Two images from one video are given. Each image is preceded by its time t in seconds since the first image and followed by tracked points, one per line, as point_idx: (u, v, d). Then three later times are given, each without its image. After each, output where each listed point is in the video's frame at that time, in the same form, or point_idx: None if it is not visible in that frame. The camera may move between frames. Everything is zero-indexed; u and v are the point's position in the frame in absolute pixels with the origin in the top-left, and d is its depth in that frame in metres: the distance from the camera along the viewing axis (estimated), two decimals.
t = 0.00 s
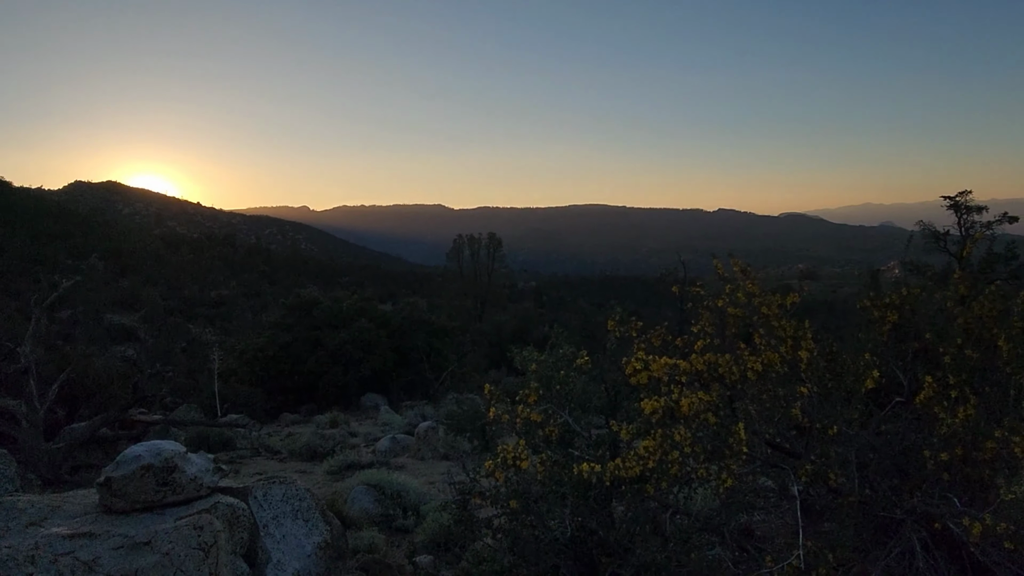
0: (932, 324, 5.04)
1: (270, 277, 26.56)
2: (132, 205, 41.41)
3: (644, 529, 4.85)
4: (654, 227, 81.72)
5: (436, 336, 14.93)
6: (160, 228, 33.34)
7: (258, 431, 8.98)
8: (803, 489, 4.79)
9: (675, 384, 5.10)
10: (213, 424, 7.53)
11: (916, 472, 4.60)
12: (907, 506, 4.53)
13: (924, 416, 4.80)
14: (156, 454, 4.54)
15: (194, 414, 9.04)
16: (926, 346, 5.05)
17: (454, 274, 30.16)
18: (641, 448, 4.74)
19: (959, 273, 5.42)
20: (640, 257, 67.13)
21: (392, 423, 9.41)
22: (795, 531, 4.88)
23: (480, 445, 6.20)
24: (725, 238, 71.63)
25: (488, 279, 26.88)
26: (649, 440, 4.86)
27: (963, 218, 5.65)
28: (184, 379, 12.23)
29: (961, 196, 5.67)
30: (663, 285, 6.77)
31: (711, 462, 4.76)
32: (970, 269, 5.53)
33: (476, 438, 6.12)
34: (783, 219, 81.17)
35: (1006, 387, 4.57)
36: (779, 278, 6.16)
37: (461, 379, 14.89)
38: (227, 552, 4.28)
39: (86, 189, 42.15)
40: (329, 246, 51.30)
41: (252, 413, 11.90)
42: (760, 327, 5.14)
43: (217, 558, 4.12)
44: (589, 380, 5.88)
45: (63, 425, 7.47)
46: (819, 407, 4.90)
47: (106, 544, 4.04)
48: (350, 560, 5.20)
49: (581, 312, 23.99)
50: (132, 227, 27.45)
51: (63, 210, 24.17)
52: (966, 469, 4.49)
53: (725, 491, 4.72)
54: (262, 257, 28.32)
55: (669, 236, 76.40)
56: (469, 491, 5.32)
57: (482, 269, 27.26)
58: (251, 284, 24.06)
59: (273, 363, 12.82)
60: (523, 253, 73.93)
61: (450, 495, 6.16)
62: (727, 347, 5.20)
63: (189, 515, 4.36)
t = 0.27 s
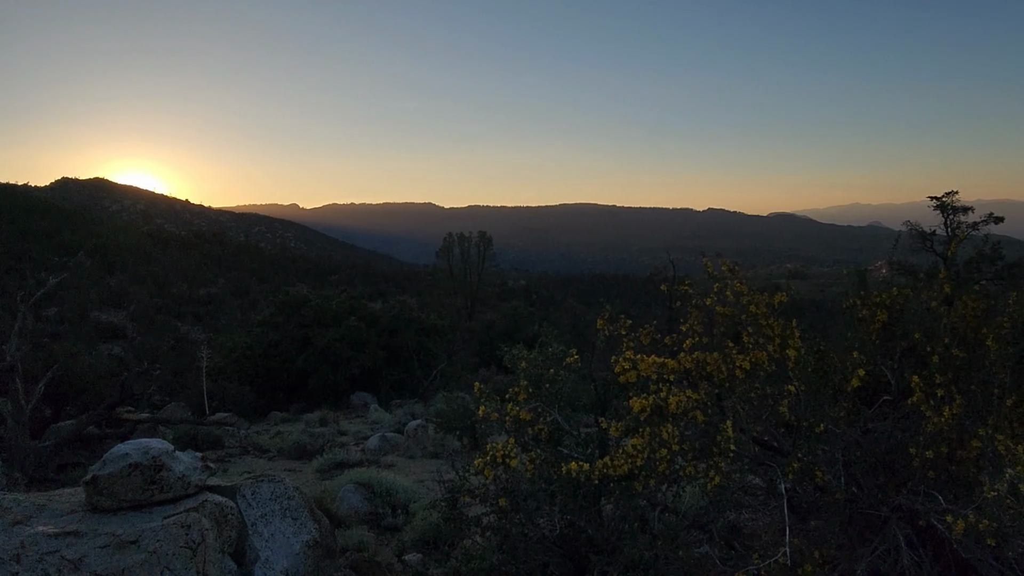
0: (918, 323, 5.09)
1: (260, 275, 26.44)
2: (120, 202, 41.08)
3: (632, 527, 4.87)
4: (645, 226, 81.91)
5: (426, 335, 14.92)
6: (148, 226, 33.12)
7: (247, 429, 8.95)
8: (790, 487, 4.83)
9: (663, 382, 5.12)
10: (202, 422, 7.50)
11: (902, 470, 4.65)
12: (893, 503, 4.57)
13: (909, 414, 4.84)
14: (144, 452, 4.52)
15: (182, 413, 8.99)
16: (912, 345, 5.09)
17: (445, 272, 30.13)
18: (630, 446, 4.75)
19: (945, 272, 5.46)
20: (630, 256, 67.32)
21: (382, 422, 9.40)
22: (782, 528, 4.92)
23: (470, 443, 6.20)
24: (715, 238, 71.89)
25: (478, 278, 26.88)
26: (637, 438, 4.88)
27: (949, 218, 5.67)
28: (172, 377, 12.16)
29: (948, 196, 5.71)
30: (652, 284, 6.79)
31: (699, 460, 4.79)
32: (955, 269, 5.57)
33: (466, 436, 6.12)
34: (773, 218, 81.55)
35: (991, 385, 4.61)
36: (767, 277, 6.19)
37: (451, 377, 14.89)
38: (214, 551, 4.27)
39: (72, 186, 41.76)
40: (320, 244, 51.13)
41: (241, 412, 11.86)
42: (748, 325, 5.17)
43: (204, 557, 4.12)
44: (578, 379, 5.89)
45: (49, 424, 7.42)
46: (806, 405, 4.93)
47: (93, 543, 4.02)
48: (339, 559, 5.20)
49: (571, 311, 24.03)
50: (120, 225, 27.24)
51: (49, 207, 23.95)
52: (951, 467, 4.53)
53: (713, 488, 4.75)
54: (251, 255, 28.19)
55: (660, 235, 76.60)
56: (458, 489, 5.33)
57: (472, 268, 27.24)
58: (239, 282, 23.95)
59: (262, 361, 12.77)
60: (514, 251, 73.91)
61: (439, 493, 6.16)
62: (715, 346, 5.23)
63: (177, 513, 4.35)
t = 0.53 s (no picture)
0: (900, 322, 5.14)
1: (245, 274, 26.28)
2: (103, 200, 40.67)
3: (618, 525, 4.89)
4: (633, 225, 82.21)
5: (412, 333, 14.91)
6: (133, 224, 32.84)
7: (232, 429, 8.91)
8: (774, 485, 4.86)
9: (649, 381, 5.14)
10: (186, 422, 7.44)
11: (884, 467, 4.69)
12: (875, 500, 4.62)
13: (891, 412, 4.89)
14: (127, 452, 4.49)
15: (166, 412, 8.93)
16: (894, 344, 5.14)
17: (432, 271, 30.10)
18: (616, 444, 4.77)
19: (927, 272, 5.51)
20: (618, 255, 67.55)
21: (368, 421, 9.38)
22: (766, 525, 4.96)
23: (456, 442, 6.20)
24: (703, 237, 72.25)
25: (465, 277, 26.90)
26: (623, 437, 4.89)
27: (932, 218, 5.71)
28: (156, 376, 12.07)
29: (930, 196, 5.74)
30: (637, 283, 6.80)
31: (684, 459, 4.81)
32: (937, 269, 5.63)
33: (452, 435, 6.11)
34: (760, 218, 82.08)
35: (971, 384, 4.65)
36: (752, 275, 6.23)
37: (438, 376, 14.90)
38: (198, 551, 4.26)
39: (54, 183, 41.28)
40: (306, 243, 50.93)
41: (226, 411, 11.80)
42: (733, 324, 5.19)
43: (188, 558, 4.11)
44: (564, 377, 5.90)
45: (31, 423, 7.34)
46: (790, 403, 4.96)
47: (74, 543, 3.98)
48: (324, 558, 5.19)
49: (557, 310, 24.10)
50: (103, 223, 26.97)
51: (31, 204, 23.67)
52: (932, 464, 4.57)
53: (698, 487, 4.76)
54: (237, 253, 28.02)
55: (647, 235, 76.90)
56: (444, 488, 5.32)
57: (459, 266, 27.25)
58: (225, 281, 23.81)
59: (247, 360, 12.70)
60: (502, 251, 73.90)
61: (425, 492, 6.16)
62: (700, 344, 5.25)
63: (160, 513, 4.33)
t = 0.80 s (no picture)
0: (879, 320, 5.19)
1: (228, 273, 26.09)
2: (83, 198, 40.16)
3: (601, 523, 4.91)
4: (618, 224, 82.54)
5: (396, 333, 14.89)
6: (113, 222, 32.47)
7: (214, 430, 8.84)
8: (756, 482, 4.89)
9: (632, 379, 5.15)
10: (167, 423, 7.37)
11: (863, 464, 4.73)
12: (855, 497, 4.66)
13: (871, 409, 4.93)
14: (105, 453, 4.44)
15: (147, 412, 8.85)
16: (874, 342, 5.19)
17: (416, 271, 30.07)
18: (599, 443, 4.77)
19: (905, 271, 5.58)
20: (603, 254, 67.76)
21: (351, 421, 9.35)
22: (747, 523, 4.99)
23: (439, 441, 6.19)
24: (688, 237, 72.68)
25: (449, 276, 26.89)
26: (606, 436, 4.90)
27: (910, 218, 5.82)
28: (137, 377, 11.95)
29: (909, 196, 5.85)
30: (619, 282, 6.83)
31: (666, 457, 4.82)
32: (915, 268, 5.70)
33: (435, 435, 6.10)
34: (744, 218, 82.74)
35: (949, 381, 4.71)
36: (733, 275, 6.27)
37: (422, 376, 14.89)
38: (177, 552, 4.24)
39: (33, 181, 40.69)
40: (290, 242, 50.63)
41: (208, 411, 11.71)
42: (716, 322, 5.22)
43: (167, 559, 4.10)
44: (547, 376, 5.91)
45: (8, 425, 7.24)
46: (772, 402, 4.99)
47: (51, 546, 3.92)
48: (306, 559, 5.16)
49: (541, 309, 24.18)
50: (82, 221, 26.63)
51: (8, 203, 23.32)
52: (910, 460, 4.62)
53: (681, 485, 4.78)
54: (220, 253, 27.80)
55: (633, 234, 77.23)
56: (427, 488, 5.31)
57: (444, 266, 27.25)
58: (207, 280, 23.62)
59: (230, 360, 12.60)
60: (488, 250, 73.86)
61: (409, 492, 6.15)
62: (683, 343, 5.27)
63: (140, 515, 4.28)
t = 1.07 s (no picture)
0: (857, 319, 5.25)
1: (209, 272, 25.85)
2: (61, 196, 39.57)
3: (584, 522, 4.92)
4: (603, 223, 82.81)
5: (379, 332, 14.85)
6: (91, 221, 32.02)
7: (194, 430, 8.75)
8: (737, 480, 4.93)
9: (615, 378, 5.16)
10: (146, 423, 7.29)
11: (843, 461, 4.78)
12: (835, 494, 4.70)
13: (851, 406, 4.98)
14: (83, 455, 4.39)
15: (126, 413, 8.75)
16: (853, 339, 5.24)
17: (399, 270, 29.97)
18: (582, 441, 4.78)
19: (884, 269, 5.64)
20: (587, 252, 67.99)
21: (334, 420, 9.30)
22: (730, 520, 5.02)
23: (423, 441, 6.17)
24: (672, 236, 73.06)
25: (433, 275, 26.86)
26: (589, 434, 4.90)
27: (889, 217, 5.89)
28: (116, 377, 11.80)
29: (888, 195, 5.91)
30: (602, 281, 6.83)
31: (649, 455, 4.85)
32: (894, 267, 5.76)
33: (418, 434, 6.09)
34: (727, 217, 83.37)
35: (927, 378, 4.76)
36: (715, 273, 6.30)
37: (405, 375, 14.86)
38: (157, 554, 4.19)
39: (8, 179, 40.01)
40: (273, 241, 50.27)
41: (189, 411, 11.60)
42: (698, 321, 5.24)
43: (147, 561, 4.07)
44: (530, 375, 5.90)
45: None
46: (753, 399, 5.02)
47: (28, 549, 3.86)
48: (288, 560, 5.13)
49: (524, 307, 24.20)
50: (59, 219, 26.24)
51: None
52: (889, 457, 4.67)
53: (663, 483, 4.80)
54: (200, 251, 27.53)
55: (617, 233, 77.52)
56: (410, 487, 5.29)
57: (427, 264, 27.21)
58: (187, 279, 23.39)
59: (210, 360, 12.48)
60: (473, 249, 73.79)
61: (392, 491, 6.13)
62: (665, 341, 5.30)
63: (118, 517, 4.24)
